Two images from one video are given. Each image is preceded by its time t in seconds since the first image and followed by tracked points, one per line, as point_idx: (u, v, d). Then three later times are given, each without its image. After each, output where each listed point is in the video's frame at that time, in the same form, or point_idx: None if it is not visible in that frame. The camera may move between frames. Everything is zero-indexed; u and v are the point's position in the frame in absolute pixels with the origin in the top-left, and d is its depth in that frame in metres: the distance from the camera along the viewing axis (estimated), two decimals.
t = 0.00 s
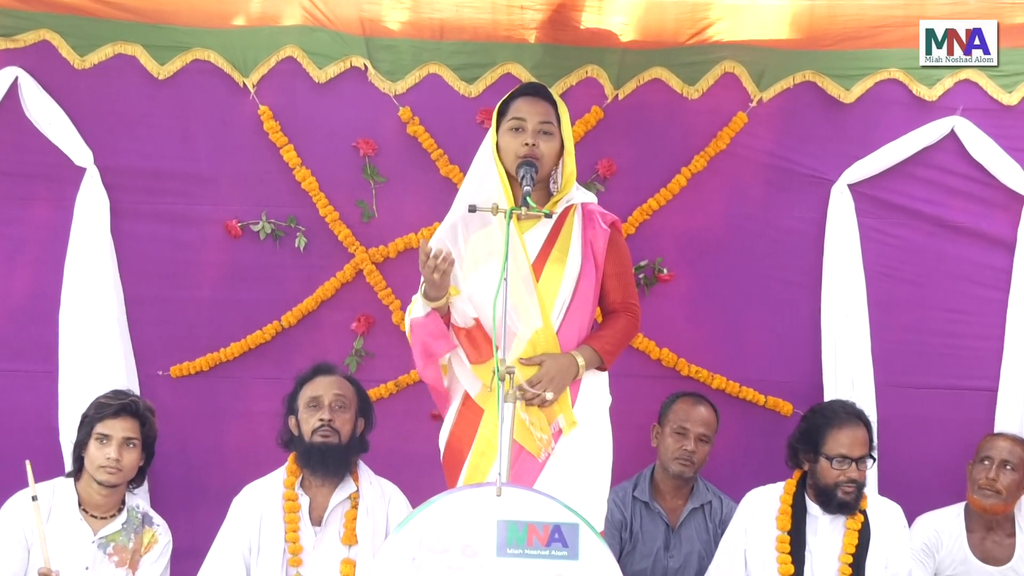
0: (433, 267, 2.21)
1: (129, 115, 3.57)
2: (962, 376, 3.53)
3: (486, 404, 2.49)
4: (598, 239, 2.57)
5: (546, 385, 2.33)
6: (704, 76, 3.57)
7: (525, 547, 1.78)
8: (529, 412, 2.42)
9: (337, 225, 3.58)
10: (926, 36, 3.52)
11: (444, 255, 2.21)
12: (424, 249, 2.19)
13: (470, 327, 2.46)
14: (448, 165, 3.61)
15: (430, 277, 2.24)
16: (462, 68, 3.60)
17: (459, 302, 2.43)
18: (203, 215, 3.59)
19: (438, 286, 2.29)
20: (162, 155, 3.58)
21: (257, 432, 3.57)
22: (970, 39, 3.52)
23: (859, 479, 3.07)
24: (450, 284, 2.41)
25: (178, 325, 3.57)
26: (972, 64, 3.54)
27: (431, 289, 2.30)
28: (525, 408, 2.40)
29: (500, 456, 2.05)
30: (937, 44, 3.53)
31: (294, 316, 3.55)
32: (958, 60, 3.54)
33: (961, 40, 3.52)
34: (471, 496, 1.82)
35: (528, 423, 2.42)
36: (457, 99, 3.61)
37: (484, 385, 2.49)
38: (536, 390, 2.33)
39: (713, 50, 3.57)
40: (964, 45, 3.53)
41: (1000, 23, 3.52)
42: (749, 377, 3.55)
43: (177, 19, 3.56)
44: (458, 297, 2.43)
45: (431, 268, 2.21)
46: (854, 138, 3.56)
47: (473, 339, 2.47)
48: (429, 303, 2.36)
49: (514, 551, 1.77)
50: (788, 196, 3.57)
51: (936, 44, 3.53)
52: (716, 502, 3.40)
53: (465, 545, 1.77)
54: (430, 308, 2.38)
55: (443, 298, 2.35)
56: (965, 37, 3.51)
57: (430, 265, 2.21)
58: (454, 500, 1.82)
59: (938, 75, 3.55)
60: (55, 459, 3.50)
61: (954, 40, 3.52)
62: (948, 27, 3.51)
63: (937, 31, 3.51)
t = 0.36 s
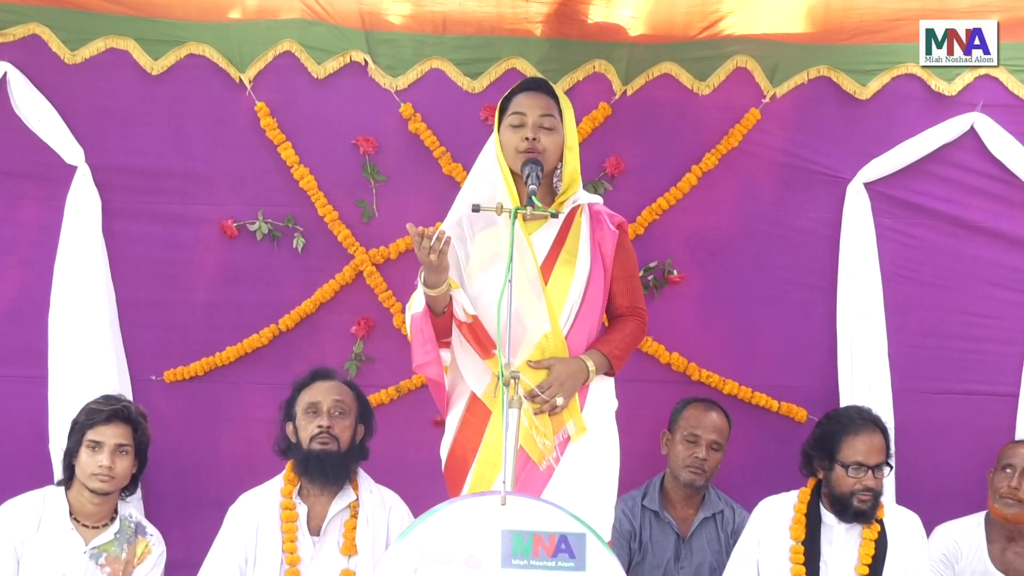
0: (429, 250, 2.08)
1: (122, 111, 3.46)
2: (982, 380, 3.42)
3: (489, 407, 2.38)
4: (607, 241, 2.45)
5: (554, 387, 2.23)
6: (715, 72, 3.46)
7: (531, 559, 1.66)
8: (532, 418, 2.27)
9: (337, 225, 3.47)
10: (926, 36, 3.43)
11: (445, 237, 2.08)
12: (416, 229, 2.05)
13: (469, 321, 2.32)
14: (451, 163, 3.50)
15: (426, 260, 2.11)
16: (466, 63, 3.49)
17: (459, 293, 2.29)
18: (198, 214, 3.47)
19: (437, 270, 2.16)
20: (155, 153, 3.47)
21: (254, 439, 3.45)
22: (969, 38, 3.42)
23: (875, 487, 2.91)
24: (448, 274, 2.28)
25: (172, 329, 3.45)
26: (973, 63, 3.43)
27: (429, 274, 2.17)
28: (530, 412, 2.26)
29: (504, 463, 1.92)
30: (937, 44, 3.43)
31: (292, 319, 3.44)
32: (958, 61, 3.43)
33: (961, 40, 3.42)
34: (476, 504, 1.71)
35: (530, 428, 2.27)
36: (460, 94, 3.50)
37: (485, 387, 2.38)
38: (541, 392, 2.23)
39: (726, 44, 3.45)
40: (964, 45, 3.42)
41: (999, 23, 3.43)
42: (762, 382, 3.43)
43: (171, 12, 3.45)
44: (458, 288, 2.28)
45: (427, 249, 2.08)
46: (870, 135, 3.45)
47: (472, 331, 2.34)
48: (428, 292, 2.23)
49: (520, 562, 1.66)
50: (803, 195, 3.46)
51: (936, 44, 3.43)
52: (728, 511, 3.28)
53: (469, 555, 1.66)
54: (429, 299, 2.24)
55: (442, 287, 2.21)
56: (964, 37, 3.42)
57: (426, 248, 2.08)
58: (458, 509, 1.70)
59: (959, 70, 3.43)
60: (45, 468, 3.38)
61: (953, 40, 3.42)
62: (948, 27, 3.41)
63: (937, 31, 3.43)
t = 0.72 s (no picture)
0: (424, 260, 1.95)
1: (113, 109, 3.35)
2: (1000, 386, 3.31)
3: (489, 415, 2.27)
4: (612, 241, 2.33)
5: (561, 395, 2.11)
6: (725, 68, 3.35)
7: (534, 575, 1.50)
8: (535, 425, 2.17)
9: (334, 226, 3.36)
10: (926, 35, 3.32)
11: (440, 246, 1.94)
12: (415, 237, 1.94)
13: (469, 327, 2.24)
14: (452, 162, 3.39)
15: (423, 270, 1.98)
16: (468, 59, 3.39)
17: (460, 300, 2.22)
18: (192, 215, 3.36)
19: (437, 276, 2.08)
20: (147, 152, 3.36)
21: (248, 448, 3.34)
22: (969, 39, 3.31)
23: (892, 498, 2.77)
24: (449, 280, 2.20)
25: (165, 334, 3.34)
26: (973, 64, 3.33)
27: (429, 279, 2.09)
28: (532, 419, 2.16)
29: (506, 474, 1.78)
30: (937, 44, 3.32)
31: (288, 323, 3.32)
32: (958, 61, 3.32)
33: (961, 40, 3.31)
34: (476, 514, 1.54)
35: (533, 436, 2.17)
36: (461, 92, 3.39)
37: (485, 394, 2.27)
38: (548, 398, 2.11)
39: (736, 40, 3.35)
40: (965, 45, 3.31)
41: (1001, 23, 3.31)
42: (773, 388, 3.32)
43: (163, 7, 3.35)
44: (458, 295, 2.22)
45: (423, 260, 1.95)
46: (885, 134, 3.34)
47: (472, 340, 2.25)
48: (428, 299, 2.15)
49: None
50: (815, 195, 3.35)
51: (937, 44, 3.32)
52: (739, 523, 3.15)
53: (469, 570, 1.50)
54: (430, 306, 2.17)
55: (443, 292, 2.14)
56: (964, 37, 3.31)
57: (421, 257, 1.95)
58: (460, 521, 1.54)
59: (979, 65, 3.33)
60: (33, 478, 3.27)
61: (953, 40, 3.31)
62: (948, 27, 3.29)
63: (937, 31, 3.31)
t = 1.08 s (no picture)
0: (421, 272, 1.83)
1: (101, 108, 3.25)
2: (1018, 394, 3.20)
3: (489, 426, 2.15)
4: (616, 245, 2.22)
5: (564, 404, 2.00)
6: (734, 65, 3.24)
7: None
8: (535, 434, 2.06)
9: (330, 229, 3.25)
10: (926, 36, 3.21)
11: (438, 255, 1.82)
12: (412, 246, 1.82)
13: (469, 337, 2.13)
14: (452, 163, 3.28)
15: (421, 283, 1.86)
16: (468, 56, 3.28)
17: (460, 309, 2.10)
18: (183, 217, 3.26)
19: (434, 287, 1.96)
20: (137, 153, 3.25)
21: (241, 458, 3.24)
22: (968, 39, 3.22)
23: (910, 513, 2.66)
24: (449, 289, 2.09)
25: (155, 340, 3.23)
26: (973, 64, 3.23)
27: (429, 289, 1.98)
28: (533, 429, 2.05)
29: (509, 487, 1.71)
30: (937, 44, 3.22)
31: (282, 329, 3.22)
32: (958, 61, 3.22)
33: (960, 40, 3.22)
34: (476, 527, 1.49)
35: (533, 446, 2.06)
36: (462, 90, 3.28)
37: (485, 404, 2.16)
38: (549, 410, 2.00)
39: (745, 36, 3.24)
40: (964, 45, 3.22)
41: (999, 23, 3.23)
42: (784, 396, 3.22)
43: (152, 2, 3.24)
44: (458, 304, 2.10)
45: (420, 272, 1.83)
46: (899, 133, 3.24)
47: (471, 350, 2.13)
48: (427, 309, 2.04)
49: None
50: (827, 197, 3.24)
51: (937, 44, 3.22)
52: (748, 536, 3.04)
53: None
54: (429, 317, 2.05)
55: (443, 302, 2.02)
56: (964, 37, 3.22)
57: (419, 268, 1.83)
58: (460, 533, 1.49)
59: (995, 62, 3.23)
60: (18, 489, 3.16)
61: (953, 40, 3.21)
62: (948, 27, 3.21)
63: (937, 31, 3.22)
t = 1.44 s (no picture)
0: (420, 289, 1.73)
1: (88, 107, 3.14)
2: None
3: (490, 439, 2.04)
4: (621, 248, 2.12)
5: (567, 414, 1.90)
6: (742, 64, 3.14)
7: None
8: (537, 446, 1.96)
9: (324, 232, 3.15)
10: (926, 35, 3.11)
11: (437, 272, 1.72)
12: (410, 265, 1.71)
13: (470, 349, 2.00)
14: (450, 164, 3.18)
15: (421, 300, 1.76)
16: (467, 54, 3.18)
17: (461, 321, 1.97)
18: (172, 220, 3.16)
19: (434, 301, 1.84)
20: (125, 153, 3.15)
21: (233, 468, 3.14)
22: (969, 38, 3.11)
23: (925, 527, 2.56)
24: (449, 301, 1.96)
25: (144, 347, 3.13)
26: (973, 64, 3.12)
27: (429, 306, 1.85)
28: (534, 441, 1.95)
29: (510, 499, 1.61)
30: (938, 44, 3.11)
31: (275, 336, 3.12)
32: (959, 61, 3.12)
33: (961, 39, 3.11)
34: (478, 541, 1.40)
35: (535, 459, 1.96)
36: (460, 89, 3.18)
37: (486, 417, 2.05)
38: (553, 421, 1.90)
39: (753, 33, 3.14)
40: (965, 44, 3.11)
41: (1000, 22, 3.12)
42: (793, 404, 3.11)
43: None
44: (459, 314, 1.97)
45: (419, 288, 1.73)
46: (911, 133, 3.14)
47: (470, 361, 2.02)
48: (427, 323, 1.92)
49: None
50: (837, 199, 3.14)
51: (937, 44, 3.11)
52: (756, 549, 2.93)
53: None
54: (429, 330, 1.94)
55: (443, 317, 1.90)
56: (964, 37, 3.11)
57: (417, 284, 1.73)
58: (459, 547, 1.40)
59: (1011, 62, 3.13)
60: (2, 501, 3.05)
61: (953, 40, 3.10)
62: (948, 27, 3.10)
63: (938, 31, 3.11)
